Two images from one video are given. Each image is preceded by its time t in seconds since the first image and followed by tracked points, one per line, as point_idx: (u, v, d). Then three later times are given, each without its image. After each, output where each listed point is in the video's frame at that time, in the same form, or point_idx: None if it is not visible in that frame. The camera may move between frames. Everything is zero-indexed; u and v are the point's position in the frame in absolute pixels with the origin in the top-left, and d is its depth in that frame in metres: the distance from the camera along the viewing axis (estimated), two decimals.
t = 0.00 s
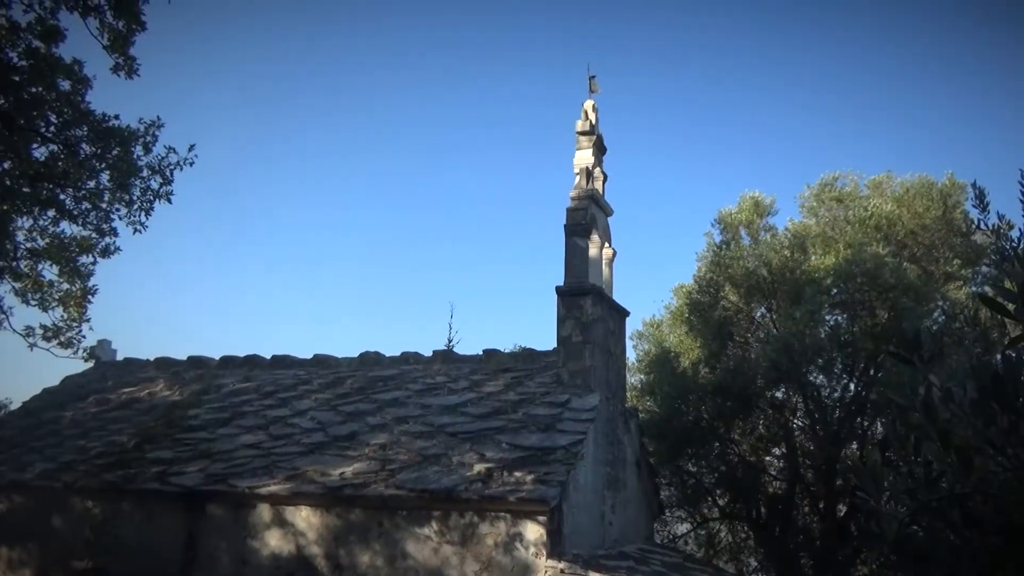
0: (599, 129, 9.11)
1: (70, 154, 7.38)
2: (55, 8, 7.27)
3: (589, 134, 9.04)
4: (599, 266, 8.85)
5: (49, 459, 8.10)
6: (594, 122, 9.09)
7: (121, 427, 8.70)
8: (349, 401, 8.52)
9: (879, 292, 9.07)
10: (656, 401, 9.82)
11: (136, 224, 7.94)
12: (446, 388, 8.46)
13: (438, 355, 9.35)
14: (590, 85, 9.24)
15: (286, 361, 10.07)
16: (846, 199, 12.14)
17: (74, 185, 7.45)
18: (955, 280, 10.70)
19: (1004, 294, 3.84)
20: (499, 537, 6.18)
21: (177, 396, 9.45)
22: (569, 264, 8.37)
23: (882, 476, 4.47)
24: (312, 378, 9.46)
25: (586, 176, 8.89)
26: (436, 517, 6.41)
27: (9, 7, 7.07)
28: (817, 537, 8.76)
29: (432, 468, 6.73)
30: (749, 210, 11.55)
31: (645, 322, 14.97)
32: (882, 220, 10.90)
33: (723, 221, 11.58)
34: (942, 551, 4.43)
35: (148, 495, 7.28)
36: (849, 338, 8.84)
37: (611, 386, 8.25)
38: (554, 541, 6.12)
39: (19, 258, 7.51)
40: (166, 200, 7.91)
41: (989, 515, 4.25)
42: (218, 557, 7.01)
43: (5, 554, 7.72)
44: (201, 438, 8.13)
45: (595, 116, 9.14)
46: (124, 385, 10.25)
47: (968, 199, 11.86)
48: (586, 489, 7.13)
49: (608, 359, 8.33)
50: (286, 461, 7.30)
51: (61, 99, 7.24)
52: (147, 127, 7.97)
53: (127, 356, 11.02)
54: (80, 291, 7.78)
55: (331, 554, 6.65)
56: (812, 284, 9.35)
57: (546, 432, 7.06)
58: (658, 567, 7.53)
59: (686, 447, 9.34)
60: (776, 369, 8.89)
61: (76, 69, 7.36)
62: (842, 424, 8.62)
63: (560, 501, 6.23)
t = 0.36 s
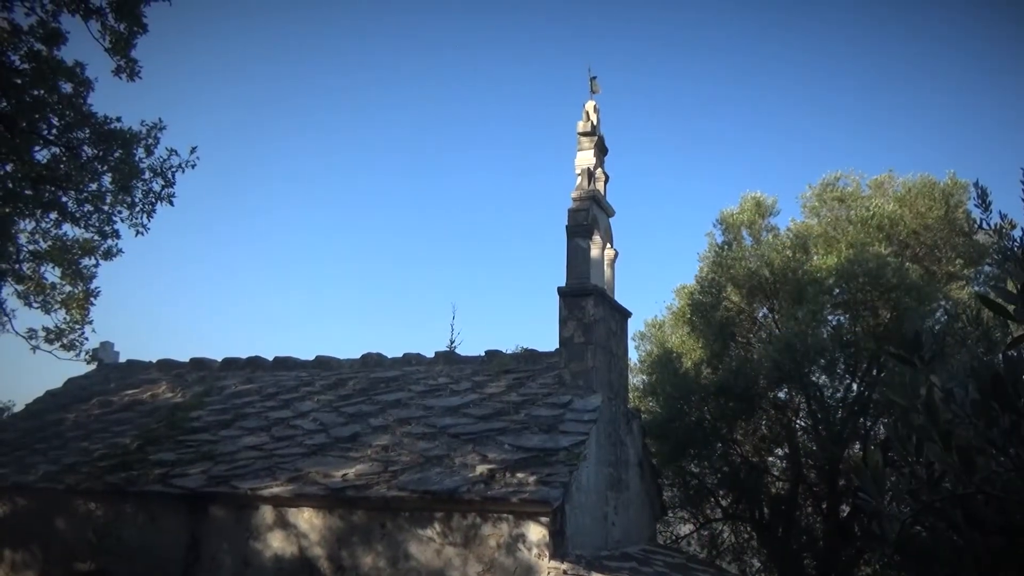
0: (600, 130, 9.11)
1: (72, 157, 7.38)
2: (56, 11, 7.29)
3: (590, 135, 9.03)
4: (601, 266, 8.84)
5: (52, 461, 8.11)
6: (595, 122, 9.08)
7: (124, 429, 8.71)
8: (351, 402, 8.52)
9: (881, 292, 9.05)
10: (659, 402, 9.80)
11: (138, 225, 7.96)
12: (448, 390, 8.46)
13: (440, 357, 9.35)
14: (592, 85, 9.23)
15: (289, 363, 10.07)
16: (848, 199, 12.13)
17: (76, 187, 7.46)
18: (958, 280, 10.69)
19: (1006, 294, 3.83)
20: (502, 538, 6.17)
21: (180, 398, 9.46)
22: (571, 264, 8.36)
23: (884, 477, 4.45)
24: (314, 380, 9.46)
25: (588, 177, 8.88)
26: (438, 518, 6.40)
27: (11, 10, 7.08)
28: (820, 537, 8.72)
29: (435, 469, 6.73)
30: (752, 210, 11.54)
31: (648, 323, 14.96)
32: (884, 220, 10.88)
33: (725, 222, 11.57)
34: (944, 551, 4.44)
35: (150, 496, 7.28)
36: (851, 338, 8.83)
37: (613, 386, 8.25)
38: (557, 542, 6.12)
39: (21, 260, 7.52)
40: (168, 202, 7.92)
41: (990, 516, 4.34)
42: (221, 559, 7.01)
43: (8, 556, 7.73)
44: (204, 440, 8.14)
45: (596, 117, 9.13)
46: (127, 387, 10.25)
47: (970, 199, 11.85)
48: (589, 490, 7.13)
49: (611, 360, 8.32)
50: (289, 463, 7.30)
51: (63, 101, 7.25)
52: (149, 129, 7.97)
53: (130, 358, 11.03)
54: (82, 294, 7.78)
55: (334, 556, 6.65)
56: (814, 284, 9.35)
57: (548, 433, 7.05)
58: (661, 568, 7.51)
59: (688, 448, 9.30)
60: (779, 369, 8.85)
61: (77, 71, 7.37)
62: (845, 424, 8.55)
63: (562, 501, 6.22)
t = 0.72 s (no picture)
0: (602, 131, 9.11)
1: (75, 158, 7.39)
2: (59, 12, 7.31)
3: (592, 136, 9.04)
4: (603, 267, 8.83)
5: (55, 461, 8.12)
6: (597, 123, 9.08)
7: (126, 430, 8.72)
8: (354, 403, 8.53)
9: (883, 292, 9.04)
10: (660, 403, 9.80)
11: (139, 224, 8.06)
12: (450, 391, 8.46)
13: (442, 357, 9.35)
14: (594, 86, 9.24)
15: (291, 364, 10.09)
16: (850, 199, 12.12)
17: (79, 189, 7.47)
18: (960, 280, 10.69)
19: (1007, 294, 3.83)
20: (504, 539, 6.17)
21: (182, 399, 9.47)
22: (573, 265, 8.36)
23: (886, 478, 4.44)
24: (316, 381, 9.47)
25: (590, 178, 8.88)
26: (440, 519, 6.41)
27: (14, 11, 7.11)
28: (822, 538, 8.71)
29: (437, 470, 6.73)
30: (753, 211, 11.54)
31: (650, 324, 14.96)
32: (886, 220, 10.88)
33: (727, 222, 11.56)
34: (946, 552, 4.46)
35: (153, 497, 7.29)
36: (853, 339, 8.83)
37: (615, 387, 8.25)
38: (559, 543, 6.12)
39: (24, 261, 7.54)
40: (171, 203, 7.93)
41: (994, 517, 4.31)
42: (223, 559, 7.02)
43: (11, 557, 7.74)
44: (206, 440, 8.15)
45: (598, 118, 9.13)
46: (129, 388, 10.27)
47: (972, 199, 11.85)
48: (591, 491, 7.13)
49: (613, 361, 8.33)
50: (291, 463, 7.31)
51: (65, 103, 7.27)
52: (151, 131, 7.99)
53: (132, 359, 11.04)
54: (85, 295, 7.78)
55: (336, 557, 6.66)
56: (816, 285, 9.34)
57: (550, 433, 7.05)
58: (662, 569, 7.50)
59: (690, 449, 9.27)
60: (781, 370, 8.84)
61: (80, 72, 7.39)
62: (847, 425, 8.52)
63: (564, 502, 6.22)
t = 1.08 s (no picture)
0: (604, 132, 9.11)
1: (77, 158, 7.40)
2: (61, 12, 7.31)
3: (594, 136, 9.04)
4: (604, 268, 8.82)
5: (56, 461, 8.13)
6: (599, 124, 9.08)
7: (128, 430, 8.73)
8: (355, 403, 8.53)
9: (885, 293, 9.03)
10: (662, 403, 9.79)
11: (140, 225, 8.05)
12: (451, 391, 8.46)
13: (443, 358, 9.35)
14: (595, 87, 9.23)
15: (292, 364, 10.10)
16: (852, 200, 12.10)
17: (81, 189, 7.48)
18: (962, 281, 10.67)
19: (1009, 295, 3.82)
20: (505, 539, 6.17)
21: (183, 399, 9.48)
22: (574, 265, 8.36)
23: (888, 479, 4.44)
24: (317, 381, 9.47)
25: (591, 178, 8.87)
26: (441, 519, 6.41)
27: (16, 12, 7.12)
28: (824, 539, 8.71)
29: (438, 470, 6.73)
30: (755, 212, 11.53)
31: (652, 324, 14.96)
32: (888, 221, 10.87)
33: (728, 223, 11.55)
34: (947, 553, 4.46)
35: (154, 497, 7.30)
36: (855, 339, 8.82)
37: (616, 388, 8.25)
38: (560, 544, 6.12)
39: (26, 261, 7.53)
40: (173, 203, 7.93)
41: (995, 518, 4.30)
42: (224, 560, 7.03)
43: (13, 556, 7.75)
44: (207, 441, 8.15)
45: (600, 119, 9.13)
46: (131, 388, 10.28)
47: (974, 200, 11.84)
48: (592, 492, 7.13)
49: (614, 362, 8.32)
50: (292, 463, 7.32)
51: (68, 103, 7.28)
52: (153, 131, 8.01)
53: (134, 359, 11.05)
54: (87, 295, 7.77)
55: (338, 557, 6.66)
56: (818, 285, 9.33)
57: (551, 434, 7.05)
58: (663, 570, 7.50)
59: (691, 450, 9.27)
60: (782, 371, 8.83)
61: (82, 73, 7.40)
62: (848, 426, 8.50)
63: (565, 503, 6.22)
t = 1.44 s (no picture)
0: (605, 132, 9.11)
1: (78, 158, 7.41)
2: (63, 13, 7.32)
3: (595, 137, 9.04)
4: (605, 268, 8.81)
5: (57, 461, 8.13)
6: (600, 124, 9.08)
7: (129, 430, 8.73)
8: (355, 403, 8.53)
9: (886, 294, 9.03)
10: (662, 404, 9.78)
11: (142, 226, 8.05)
12: (452, 391, 8.46)
13: (444, 358, 9.35)
14: (596, 88, 9.23)
15: (293, 364, 10.10)
16: (853, 201, 12.09)
17: (83, 189, 7.48)
18: (963, 282, 10.67)
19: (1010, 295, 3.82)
20: (506, 540, 6.17)
21: (184, 399, 9.48)
22: (575, 266, 8.36)
23: (888, 480, 4.44)
24: (318, 381, 9.48)
25: (592, 179, 8.86)
26: (441, 520, 6.41)
27: (18, 12, 7.12)
28: (824, 540, 8.71)
29: (438, 471, 6.74)
30: (756, 213, 11.54)
31: (652, 325, 14.98)
32: (889, 222, 10.86)
33: (729, 224, 11.55)
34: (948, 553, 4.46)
35: (154, 497, 7.30)
36: (856, 340, 8.81)
37: (617, 389, 8.24)
38: (560, 545, 6.11)
39: (28, 261, 7.53)
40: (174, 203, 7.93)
41: (997, 520, 4.30)
42: (225, 560, 7.03)
43: (13, 556, 7.75)
44: (208, 441, 8.15)
45: (600, 119, 9.13)
46: (131, 388, 10.28)
47: (975, 201, 11.83)
48: (593, 493, 7.13)
49: (614, 363, 8.32)
50: (293, 464, 7.32)
51: (69, 103, 7.29)
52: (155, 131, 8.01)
53: (135, 359, 11.05)
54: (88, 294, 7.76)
55: (338, 557, 6.67)
56: (818, 286, 9.34)
57: (552, 434, 7.05)
58: (664, 570, 7.50)
59: (692, 450, 9.27)
60: (783, 372, 8.82)
61: (84, 73, 7.41)
62: (848, 427, 8.48)
63: (565, 504, 6.22)
